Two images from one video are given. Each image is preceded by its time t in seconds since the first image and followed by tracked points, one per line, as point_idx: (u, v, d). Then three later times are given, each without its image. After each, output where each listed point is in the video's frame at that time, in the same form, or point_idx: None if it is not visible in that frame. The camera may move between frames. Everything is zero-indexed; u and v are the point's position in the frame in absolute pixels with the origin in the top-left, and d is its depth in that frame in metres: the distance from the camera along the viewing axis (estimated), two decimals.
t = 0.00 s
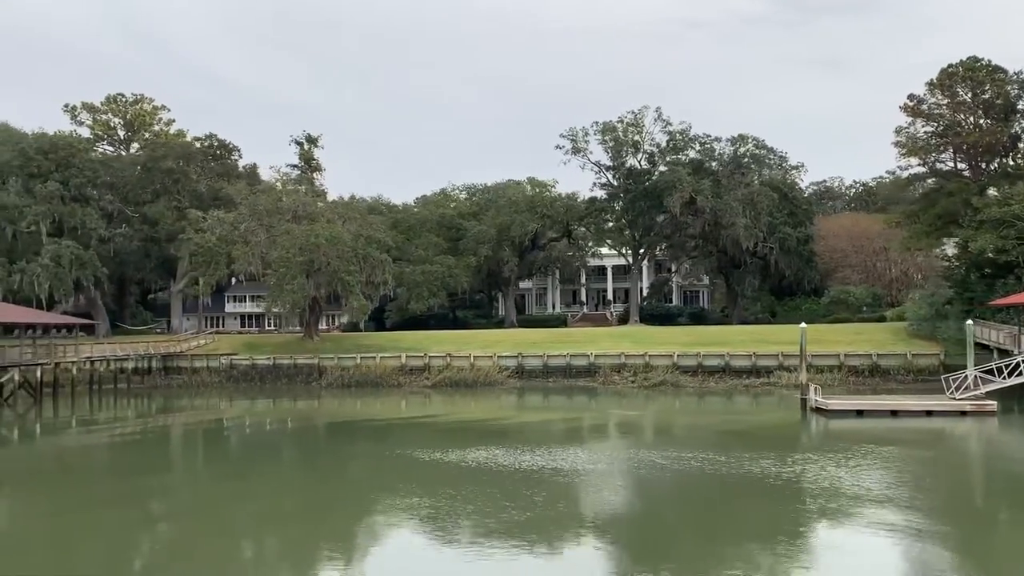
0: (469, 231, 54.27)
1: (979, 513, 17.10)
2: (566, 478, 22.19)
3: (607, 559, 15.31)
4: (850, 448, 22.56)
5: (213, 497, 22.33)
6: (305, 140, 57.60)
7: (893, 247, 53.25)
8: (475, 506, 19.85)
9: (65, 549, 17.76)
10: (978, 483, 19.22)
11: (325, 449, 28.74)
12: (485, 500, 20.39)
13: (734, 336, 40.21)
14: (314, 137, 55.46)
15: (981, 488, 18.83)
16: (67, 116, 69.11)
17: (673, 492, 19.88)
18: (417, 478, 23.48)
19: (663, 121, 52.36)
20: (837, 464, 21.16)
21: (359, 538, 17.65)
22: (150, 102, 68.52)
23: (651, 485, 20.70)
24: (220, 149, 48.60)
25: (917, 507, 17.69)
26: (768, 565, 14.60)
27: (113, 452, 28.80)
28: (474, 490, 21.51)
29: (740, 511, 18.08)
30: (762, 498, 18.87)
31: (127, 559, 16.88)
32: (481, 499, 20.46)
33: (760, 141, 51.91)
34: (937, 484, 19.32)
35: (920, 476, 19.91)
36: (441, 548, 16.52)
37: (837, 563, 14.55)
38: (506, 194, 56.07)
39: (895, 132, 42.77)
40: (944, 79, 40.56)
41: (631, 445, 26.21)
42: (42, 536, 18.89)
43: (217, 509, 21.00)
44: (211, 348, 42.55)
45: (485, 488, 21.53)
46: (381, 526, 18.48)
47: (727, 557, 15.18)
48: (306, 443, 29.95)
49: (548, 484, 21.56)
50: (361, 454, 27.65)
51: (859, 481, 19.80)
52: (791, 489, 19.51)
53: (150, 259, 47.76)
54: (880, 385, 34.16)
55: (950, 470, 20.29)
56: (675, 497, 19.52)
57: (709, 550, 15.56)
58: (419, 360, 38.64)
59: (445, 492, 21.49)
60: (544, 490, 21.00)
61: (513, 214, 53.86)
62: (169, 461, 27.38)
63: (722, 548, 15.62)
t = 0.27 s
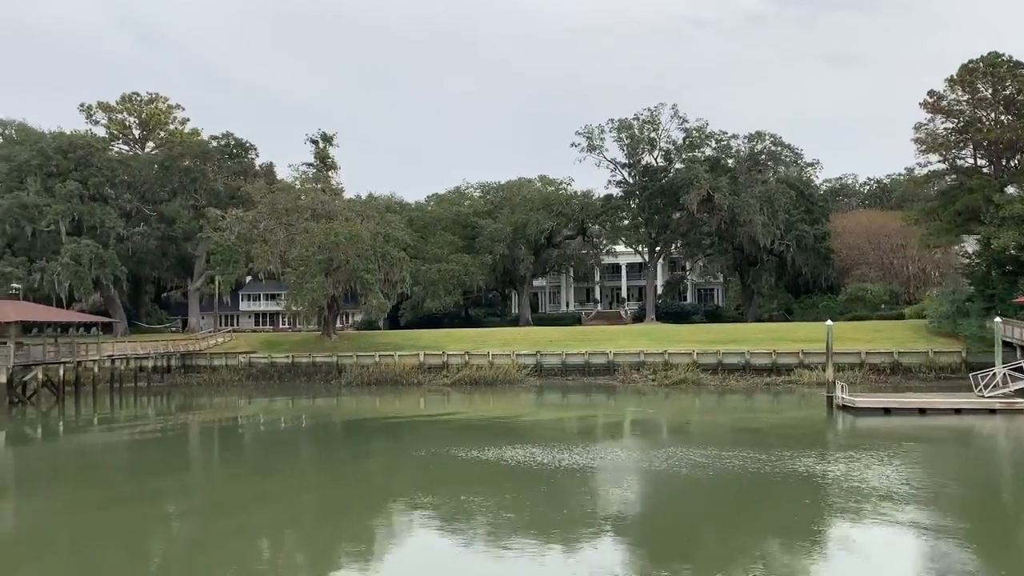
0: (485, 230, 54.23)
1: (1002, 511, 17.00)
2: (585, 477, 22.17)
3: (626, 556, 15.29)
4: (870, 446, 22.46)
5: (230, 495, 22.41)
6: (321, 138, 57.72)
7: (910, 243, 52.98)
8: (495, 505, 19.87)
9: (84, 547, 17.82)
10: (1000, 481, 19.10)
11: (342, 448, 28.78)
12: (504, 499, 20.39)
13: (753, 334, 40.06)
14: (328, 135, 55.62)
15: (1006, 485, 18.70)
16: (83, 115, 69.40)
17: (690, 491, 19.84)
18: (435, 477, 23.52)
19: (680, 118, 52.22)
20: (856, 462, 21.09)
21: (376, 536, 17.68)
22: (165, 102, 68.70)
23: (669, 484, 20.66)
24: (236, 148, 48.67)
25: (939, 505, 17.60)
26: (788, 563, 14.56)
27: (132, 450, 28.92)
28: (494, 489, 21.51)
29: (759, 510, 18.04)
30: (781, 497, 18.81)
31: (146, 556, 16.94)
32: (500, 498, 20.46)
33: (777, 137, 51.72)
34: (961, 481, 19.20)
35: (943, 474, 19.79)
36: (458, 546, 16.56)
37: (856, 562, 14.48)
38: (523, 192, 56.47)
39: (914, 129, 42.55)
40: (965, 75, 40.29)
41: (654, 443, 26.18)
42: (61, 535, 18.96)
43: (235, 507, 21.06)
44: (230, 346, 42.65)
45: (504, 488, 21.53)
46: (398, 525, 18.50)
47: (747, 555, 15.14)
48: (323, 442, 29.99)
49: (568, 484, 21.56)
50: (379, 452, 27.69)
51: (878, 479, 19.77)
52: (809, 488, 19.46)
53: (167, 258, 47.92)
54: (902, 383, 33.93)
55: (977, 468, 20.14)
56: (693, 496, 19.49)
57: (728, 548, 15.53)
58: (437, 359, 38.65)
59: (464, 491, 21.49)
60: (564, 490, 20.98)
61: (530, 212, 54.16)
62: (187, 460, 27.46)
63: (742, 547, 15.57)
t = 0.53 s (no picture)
0: (501, 227, 54.20)
1: None
2: (606, 474, 22.16)
3: (644, 553, 15.28)
4: (892, 444, 22.34)
5: (248, 492, 22.48)
6: (337, 137, 57.86)
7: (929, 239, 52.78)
8: (513, 502, 19.86)
9: (104, 543, 17.92)
10: None
11: (361, 446, 28.82)
12: (524, 497, 20.37)
13: (774, 332, 39.91)
14: (344, 134, 55.92)
15: None
16: (100, 114, 69.74)
17: (709, 489, 19.79)
18: (455, 474, 23.54)
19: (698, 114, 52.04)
20: (878, 460, 20.96)
21: (394, 533, 17.70)
22: (181, 100, 68.90)
23: (689, 482, 20.61)
24: (254, 146, 48.77)
25: (963, 502, 17.52)
26: (808, 561, 14.52)
27: (152, 447, 29.02)
28: (515, 486, 21.51)
29: (779, 507, 17.97)
30: (801, 494, 18.74)
31: (165, 553, 17.02)
32: (521, 496, 20.45)
33: (796, 134, 51.50)
34: (984, 478, 19.09)
35: (968, 470, 19.68)
36: (475, 543, 16.59)
37: (874, 560, 14.45)
38: (539, 189, 56.49)
39: (935, 124, 42.31)
40: (987, 70, 39.95)
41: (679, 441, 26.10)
42: (81, 531, 19.05)
43: (253, 504, 21.11)
44: (249, 344, 42.77)
45: (524, 485, 21.52)
46: (416, 522, 18.54)
47: (767, 553, 15.09)
48: (342, 440, 30.03)
49: (588, 481, 21.56)
50: (397, 450, 27.71)
51: (899, 476, 19.66)
52: (830, 485, 19.37)
53: (185, 256, 48.10)
54: (925, 380, 33.72)
55: (1006, 465, 19.97)
56: (712, 493, 19.44)
57: (748, 545, 15.49)
58: (457, 356, 38.68)
59: (482, 488, 21.49)
60: (585, 486, 21.00)
61: (547, 208, 54.25)
62: (206, 457, 27.54)
63: (762, 545, 15.52)
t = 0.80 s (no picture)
0: (520, 226, 54.18)
1: None
2: (629, 473, 22.10)
3: (665, 551, 15.26)
4: (917, 444, 22.14)
5: (269, 491, 22.57)
6: (356, 136, 58.03)
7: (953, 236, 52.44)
8: (538, 501, 19.84)
9: (128, 541, 18.06)
10: None
11: (381, 444, 28.85)
12: (549, 495, 20.34)
13: (797, 330, 39.73)
14: (363, 133, 56.10)
15: None
16: (119, 115, 70.16)
17: (732, 488, 19.70)
18: (477, 473, 23.53)
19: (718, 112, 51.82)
20: (904, 459, 20.81)
21: (416, 532, 17.73)
22: (200, 101, 69.26)
23: (712, 480, 20.52)
24: (274, 146, 48.95)
25: (992, 501, 17.37)
26: (831, 559, 14.47)
27: (176, 446, 29.16)
28: (538, 484, 21.49)
29: (802, 505, 17.89)
30: (824, 493, 18.64)
31: (188, 551, 17.12)
32: (545, 494, 20.42)
33: (817, 130, 51.18)
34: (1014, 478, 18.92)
35: (999, 469, 19.52)
36: (496, 541, 16.60)
37: (896, 557, 14.38)
38: (557, 188, 56.56)
39: (959, 120, 41.98)
40: (1011, 66, 39.60)
41: (706, 440, 25.85)
42: (105, 529, 19.19)
43: (276, 503, 21.20)
44: (271, 343, 42.92)
45: (547, 484, 21.50)
46: (438, 520, 18.57)
47: (791, 551, 15.04)
48: (364, 439, 30.10)
49: (612, 479, 21.51)
50: (418, 449, 27.72)
51: (924, 475, 19.47)
52: (853, 484, 19.25)
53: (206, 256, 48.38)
54: (952, 378, 33.49)
55: None
56: (734, 491, 19.37)
57: (770, 544, 15.44)
58: (479, 355, 38.72)
59: (505, 487, 21.48)
60: (610, 485, 20.94)
61: (566, 207, 54.44)
62: (228, 456, 27.67)
63: (785, 543, 15.46)
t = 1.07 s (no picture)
0: (541, 225, 54.11)
1: None
2: (656, 473, 22.03)
3: (690, 551, 15.22)
4: (950, 445, 21.92)
5: (293, 491, 22.67)
6: (377, 137, 58.20)
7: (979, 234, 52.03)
8: (566, 501, 19.82)
9: (154, 541, 18.16)
10: None
11: (404, 444, 28.89)
12: (576, 495, 20.31)
13: (825, 330, 39.44)
14: (384, 134, 56.25)
15: None
16: (142, 117, 70.61)
17: (761, 488, 19.61)
18: (502, 473, 23.55)
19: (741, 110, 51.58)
20: (937, 461, 20.63)
21: (439, 532, 17.74)
22: (221, 103, 69.62)
23: (738, 481, 20.42)
24: (297, 147, 49.13)
25: None
26: (859, 558, 14.39)
27: (203, 446, 29.32)
28: (566, 485, 21.46)
29: (827, 505, 17.76)
30: (848, 494, 18.53)
31: (212, 551, 17.18)
32: (573, 494, 20.39)
33: (841, 128, 50.80)
34: None
35: None
36: (520, 542, 16.59)
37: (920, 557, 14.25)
38: (578, 188, 56.56)
39: (986, 117, 41.60)
40: None
41: (736, 442, 25.62)
42: (130, 529, 19.29)
43: (300, 503, 21.29)
44: (296, 344, 43.05)
45: (575, 484, 21.47)
46: (460, 520, 18.57)
47: (817, 551, 14.95)
48: (389, 439, 30.15)
49: (639, 479, 21.46)
50: (445, 449, 27.73)
51: (951, 476, 19.30)
52: (879, 485, 19.11)
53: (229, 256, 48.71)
54: (983, 378, 33.15)
55: None
56: (756, 492, 19.30)
57: (795, 544, 15.35)
58: (504, 355, 38.67)
59: (533, 486, 21.47)
60: (637, 484, 20.89)
61: (588, 206, 54.44)
62: (251, 456, 27.78)
63: (811, 543, 15.36)
